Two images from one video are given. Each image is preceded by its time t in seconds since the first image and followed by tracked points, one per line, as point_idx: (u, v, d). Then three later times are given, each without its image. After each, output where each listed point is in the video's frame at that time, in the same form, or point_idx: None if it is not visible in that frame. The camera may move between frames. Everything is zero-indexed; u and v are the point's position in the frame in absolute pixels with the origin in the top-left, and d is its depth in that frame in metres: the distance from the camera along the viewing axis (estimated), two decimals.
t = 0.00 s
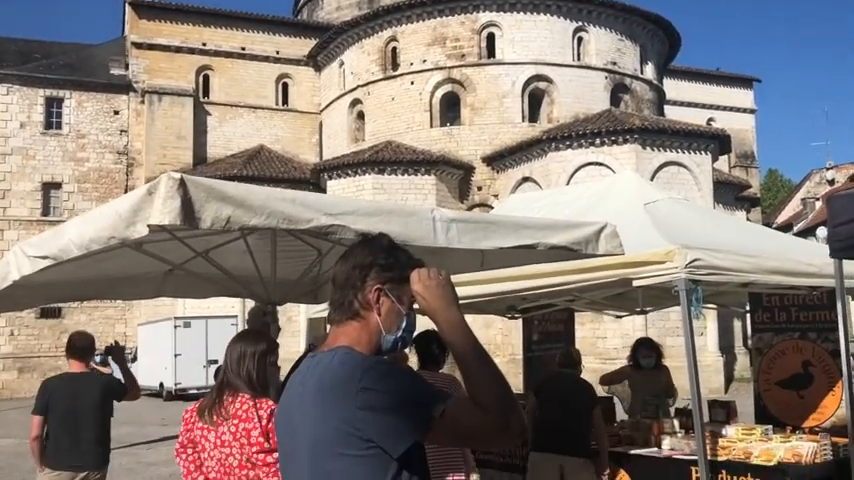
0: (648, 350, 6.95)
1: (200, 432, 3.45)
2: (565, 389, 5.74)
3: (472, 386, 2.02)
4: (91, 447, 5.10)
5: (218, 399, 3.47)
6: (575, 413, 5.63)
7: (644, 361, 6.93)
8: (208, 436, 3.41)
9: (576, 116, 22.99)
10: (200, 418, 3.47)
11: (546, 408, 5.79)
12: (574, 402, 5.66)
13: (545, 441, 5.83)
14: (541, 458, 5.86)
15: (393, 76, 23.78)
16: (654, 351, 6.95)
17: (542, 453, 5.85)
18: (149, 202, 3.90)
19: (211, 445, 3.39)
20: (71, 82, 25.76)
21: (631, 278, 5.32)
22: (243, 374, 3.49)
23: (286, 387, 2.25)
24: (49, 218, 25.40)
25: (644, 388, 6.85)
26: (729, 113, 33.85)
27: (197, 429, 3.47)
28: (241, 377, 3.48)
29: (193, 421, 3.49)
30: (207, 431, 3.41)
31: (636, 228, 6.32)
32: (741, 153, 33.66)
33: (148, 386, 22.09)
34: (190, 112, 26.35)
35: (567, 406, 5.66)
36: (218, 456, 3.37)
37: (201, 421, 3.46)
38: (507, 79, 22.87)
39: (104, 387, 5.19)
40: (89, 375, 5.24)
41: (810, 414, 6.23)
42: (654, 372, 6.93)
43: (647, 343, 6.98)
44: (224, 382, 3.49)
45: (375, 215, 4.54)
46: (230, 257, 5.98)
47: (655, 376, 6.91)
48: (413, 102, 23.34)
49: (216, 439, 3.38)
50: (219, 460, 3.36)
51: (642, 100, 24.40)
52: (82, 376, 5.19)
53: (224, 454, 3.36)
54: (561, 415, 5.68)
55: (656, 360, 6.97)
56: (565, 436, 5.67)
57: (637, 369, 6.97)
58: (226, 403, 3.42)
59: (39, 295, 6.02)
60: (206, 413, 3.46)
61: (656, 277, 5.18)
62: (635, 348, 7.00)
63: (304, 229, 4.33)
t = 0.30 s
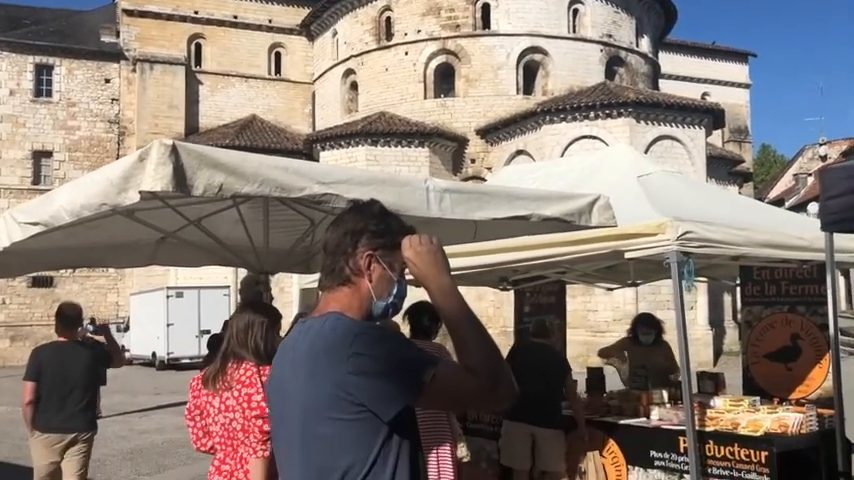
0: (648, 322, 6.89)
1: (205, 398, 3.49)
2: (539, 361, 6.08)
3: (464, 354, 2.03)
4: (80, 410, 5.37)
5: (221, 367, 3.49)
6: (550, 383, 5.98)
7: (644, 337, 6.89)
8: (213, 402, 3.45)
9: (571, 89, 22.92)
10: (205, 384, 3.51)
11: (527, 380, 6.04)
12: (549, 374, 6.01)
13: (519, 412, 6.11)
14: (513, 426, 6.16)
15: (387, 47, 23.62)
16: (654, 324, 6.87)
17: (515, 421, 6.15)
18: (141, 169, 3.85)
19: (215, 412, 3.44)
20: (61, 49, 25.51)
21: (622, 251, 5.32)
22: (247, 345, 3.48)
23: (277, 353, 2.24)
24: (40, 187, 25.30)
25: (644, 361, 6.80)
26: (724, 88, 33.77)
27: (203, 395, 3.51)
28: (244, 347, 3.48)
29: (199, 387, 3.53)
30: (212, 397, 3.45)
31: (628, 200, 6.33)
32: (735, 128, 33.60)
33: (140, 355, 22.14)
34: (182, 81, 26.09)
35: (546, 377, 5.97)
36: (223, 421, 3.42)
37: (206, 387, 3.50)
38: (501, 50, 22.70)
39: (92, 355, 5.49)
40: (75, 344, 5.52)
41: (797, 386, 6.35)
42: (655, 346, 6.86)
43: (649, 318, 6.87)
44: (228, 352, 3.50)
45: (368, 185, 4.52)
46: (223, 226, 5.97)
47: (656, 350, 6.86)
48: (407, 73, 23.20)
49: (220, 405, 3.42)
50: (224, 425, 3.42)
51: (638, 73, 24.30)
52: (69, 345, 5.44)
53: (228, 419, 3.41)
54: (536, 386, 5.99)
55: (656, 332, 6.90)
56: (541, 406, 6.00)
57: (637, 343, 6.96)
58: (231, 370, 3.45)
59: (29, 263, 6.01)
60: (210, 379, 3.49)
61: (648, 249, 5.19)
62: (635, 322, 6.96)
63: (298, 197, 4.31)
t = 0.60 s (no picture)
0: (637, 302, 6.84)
1: (220, 367, 3.46)
2: (520, 333, 6.14)
3: (453, 323, 2.03)
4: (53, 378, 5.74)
5: (236, 338, 3.47)
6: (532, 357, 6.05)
7: (631, 317, 6.86)
8: (229, 371, 3.42)
9: (561, 64, 22.85)
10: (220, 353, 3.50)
11: (510, 354, 6.07)
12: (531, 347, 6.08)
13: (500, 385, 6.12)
14: (492, 398, 6.17)
15: (376, 19, 23.48)
16: (644, 304, 6.82)
17: (494, 393, 6.17)
18: (127, 137, 3.80)
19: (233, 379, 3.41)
20: (45, 17, 25.29)
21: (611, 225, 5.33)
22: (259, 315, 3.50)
23: (265, 321, 2.22)
24: (24, 157, 25.13)
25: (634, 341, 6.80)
26: (714, 64, 33.75)
27: (216, 365, 3.48)
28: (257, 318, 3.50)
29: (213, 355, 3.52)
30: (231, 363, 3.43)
31: (617, 175, 6.33)
32: (725, 105, 33.58)
33: (126, 327, 22.09)
34: (168, 51, 25.75)
35: (529, 352, 6.02)
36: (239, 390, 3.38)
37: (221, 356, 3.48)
38: (491, 24, 22.56)
39: (69, 327, 5.89)
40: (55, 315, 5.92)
41: (780, 360, 6.41)
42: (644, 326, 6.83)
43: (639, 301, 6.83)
44: (241, 324, 3.49)
45: (357, 155, 4.48)
46: (210, 197, 5.93)
47: (644, 330, 6.84)
48: (396, 46, 23.09)
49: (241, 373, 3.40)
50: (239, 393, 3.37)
51: (628, 48, 24.31)
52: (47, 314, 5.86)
53: (247, 387, 3.36)
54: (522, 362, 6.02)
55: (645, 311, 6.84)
56: (522, 381, 6.04)
57: (625, 321, 6.96)
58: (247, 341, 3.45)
59: (15, 232, 5.97)
60: (225, 350, 3.47)
61: (636, 224, 5.19)
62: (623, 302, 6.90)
63: (286, 167, 4.27)
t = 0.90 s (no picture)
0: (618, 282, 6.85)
1: (221, 337, 3.55)
2: (506, 309, 6.09)
3: (438, 297, 2.04)
4: (38, 353, 5.74)
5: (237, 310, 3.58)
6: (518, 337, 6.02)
7: (612, 298, 6.86)
8: (229, 341, 3.52)
9: (546, 42, 22.81)
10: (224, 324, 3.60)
11: (496, 330, 6.00)
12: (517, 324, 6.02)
13: (484, 362, 6.17)
14: (477, 371, 6.24)
15: None
16: (625, 285, 6.84)
17: (478, 367, 6.23)
18: (108, 110, 3.73)
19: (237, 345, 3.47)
20: None
21: (594, 202, 5.34)
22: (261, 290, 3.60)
23: (247, 294, 2.21)
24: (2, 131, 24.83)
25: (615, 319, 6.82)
26: (697, 43, 33.83)
27: (219, 334, 3.58)
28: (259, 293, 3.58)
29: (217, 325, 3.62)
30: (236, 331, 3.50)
31: (601, 152, 6.35)
32: (708, 84, 33.77)
33: (108, 303, 21.99)
34: (149, 25, 25.39)
35: (513, 328, 5.99)
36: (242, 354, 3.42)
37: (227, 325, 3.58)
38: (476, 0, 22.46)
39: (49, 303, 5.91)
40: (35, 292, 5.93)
41: (759, 337, 6.52)
42: (626, 305, 6.83)
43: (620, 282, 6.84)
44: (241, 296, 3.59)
45: (341, 130, 4.46)
46: (193, 173, 5.87)
47: (625, 308, 6.85)
48: (381, 22, 23.00)
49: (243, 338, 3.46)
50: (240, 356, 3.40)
51: (612, 27, 24.45)
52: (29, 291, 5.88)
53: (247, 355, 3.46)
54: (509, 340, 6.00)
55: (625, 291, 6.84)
56: (506, 356, 6.08)
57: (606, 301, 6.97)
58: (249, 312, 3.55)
59: None
60: (225, 322, 3.57)
61: (618, 202, 5.21)
62: (605, 284, 6.90)
63: (269, 140, 4.24)
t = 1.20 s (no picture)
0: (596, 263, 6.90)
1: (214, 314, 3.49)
2: (484, 293, 6.10)
3: (418, 275, 2.04)
4: (18, 329, 5.85)
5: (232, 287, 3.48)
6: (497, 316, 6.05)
7: (589, 278, 6.93)
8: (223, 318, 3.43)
9: (524, 23, 22.78)
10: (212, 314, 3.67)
11: (474, 309, 6.04)
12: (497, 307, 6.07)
13: (461, 336, 6.18)
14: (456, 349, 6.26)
15: None
16: (602, 266, 6.90)
17: (456, 345, 6.25)
18: (82, 88, 3.66)
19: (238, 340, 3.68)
20: None
21: (572, 184, 5.37)
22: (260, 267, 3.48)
23: (228, 272, 2.21)
24: None
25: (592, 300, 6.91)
26: (674, 25, 33.97)
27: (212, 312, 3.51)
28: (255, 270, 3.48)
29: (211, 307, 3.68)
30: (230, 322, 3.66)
31: (579, 133, 6.37)
32: (685, 67, 34.00)
33: (83, 285, 21.79)
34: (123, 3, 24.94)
35: (491, 307, 6.02)
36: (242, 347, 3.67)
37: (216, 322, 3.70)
38: None
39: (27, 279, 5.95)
40: (13, 268, 5.96)
41: (734, 316, 6.63)
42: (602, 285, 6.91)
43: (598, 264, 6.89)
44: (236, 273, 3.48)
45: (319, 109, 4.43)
46: (168, 153, 5.80)
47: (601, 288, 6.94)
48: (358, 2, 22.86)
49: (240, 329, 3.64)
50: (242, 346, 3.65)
51: (590, 9, 24.83)
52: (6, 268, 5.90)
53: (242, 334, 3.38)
54: (488, 318, 6.04)
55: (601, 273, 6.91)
56: (485, 334, 6.10)
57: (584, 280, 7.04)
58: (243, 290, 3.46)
59: None
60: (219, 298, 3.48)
61: (596, 183, 5.24)
62: (582, 264, 6.94)
63: (246, 120, 4.20)
